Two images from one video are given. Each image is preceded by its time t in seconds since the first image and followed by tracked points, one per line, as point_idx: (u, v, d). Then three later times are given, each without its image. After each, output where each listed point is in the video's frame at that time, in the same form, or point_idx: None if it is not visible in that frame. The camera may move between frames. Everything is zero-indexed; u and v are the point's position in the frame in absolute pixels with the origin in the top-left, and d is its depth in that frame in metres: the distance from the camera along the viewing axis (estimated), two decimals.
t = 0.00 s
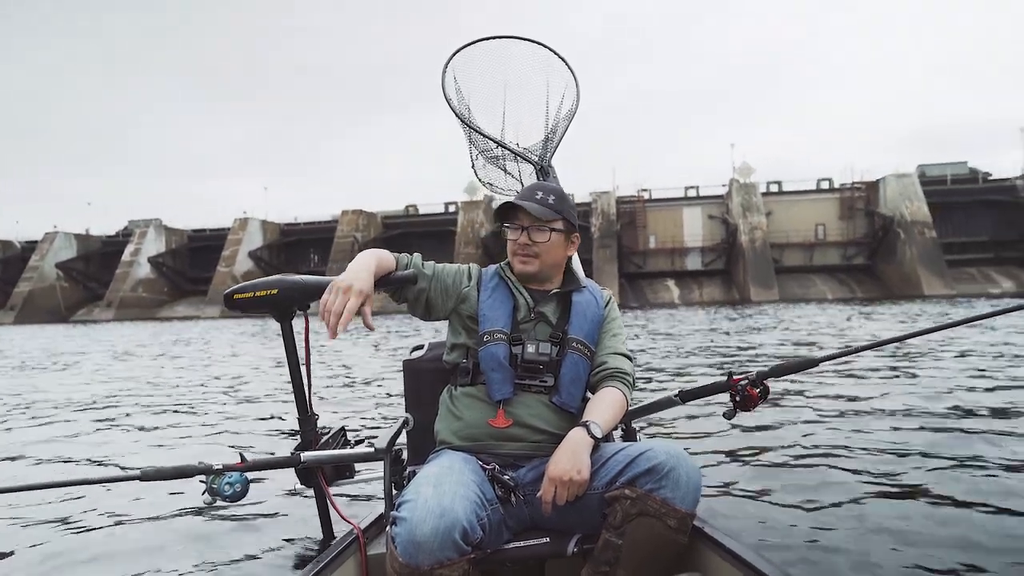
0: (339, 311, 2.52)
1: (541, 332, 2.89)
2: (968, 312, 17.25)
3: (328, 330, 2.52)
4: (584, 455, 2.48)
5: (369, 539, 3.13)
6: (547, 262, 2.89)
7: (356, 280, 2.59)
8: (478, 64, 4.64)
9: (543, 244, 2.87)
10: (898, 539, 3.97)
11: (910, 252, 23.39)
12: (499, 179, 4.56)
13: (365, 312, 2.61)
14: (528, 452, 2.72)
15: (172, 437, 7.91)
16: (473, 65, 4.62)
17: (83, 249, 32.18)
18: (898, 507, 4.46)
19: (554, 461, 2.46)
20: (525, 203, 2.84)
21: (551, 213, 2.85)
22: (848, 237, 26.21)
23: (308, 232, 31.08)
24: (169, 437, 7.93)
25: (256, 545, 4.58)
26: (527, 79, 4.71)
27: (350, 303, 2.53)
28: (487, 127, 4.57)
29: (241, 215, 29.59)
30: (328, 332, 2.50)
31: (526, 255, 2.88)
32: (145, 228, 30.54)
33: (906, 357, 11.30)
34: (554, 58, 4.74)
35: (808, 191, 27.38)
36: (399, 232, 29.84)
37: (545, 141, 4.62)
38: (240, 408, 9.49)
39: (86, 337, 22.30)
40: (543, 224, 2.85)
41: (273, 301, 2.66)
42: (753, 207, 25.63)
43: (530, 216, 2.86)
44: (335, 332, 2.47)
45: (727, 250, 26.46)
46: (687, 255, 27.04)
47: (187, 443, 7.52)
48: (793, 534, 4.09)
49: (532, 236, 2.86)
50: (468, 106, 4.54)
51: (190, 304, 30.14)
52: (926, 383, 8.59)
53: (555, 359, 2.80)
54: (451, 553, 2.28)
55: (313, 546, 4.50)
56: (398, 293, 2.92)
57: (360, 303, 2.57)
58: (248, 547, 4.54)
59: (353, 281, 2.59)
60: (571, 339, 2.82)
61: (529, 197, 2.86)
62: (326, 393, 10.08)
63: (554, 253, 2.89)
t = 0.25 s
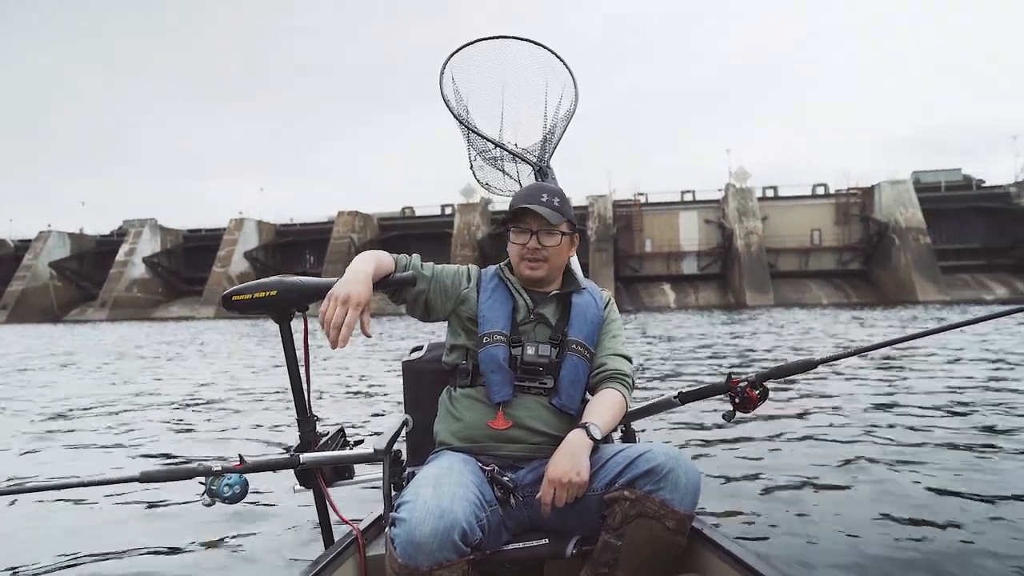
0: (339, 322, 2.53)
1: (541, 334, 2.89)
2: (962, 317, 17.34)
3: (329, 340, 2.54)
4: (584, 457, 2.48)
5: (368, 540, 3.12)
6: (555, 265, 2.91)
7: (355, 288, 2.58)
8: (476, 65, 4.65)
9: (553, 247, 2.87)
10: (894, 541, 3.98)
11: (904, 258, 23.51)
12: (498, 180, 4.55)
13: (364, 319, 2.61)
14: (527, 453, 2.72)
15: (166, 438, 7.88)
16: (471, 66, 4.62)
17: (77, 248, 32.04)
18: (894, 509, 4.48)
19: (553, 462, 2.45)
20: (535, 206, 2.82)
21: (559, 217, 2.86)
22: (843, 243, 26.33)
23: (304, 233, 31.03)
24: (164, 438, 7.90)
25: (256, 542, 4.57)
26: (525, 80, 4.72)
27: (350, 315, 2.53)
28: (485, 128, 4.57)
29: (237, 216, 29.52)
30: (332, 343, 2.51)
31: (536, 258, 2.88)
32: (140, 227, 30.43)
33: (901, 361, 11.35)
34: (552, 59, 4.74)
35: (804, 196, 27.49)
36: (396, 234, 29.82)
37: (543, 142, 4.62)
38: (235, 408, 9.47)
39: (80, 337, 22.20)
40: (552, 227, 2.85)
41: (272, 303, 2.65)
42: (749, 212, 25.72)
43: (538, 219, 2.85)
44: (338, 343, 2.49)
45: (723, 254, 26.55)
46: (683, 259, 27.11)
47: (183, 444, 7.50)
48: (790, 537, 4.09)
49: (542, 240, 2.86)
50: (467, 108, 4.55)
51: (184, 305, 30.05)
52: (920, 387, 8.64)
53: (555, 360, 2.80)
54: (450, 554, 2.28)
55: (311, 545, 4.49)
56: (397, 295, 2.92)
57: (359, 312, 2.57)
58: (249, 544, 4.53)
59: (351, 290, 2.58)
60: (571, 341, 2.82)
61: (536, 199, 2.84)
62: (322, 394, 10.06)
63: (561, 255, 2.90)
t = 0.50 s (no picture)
0: (340, 324, 2.52)
1: (541, 336, 2.89)
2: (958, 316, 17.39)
3: (330, 342, 2.52)
4: (583, 459, 2.47)
5: (367, 542, 3.12)
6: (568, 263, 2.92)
7: (356, 290, 2.58)
8: (477, 66, 4.62)
9: (564, 246, 2.89)
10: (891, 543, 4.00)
11: (900, 257, 23.58)
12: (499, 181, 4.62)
13: (364, 322, 2.60)
14: (527, 456, 2.72)
15: (163, 439, 7.86)
16: (472, 68, 4.60)
17: (72, 248, 31.93)
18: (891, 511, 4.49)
19: (552, 465, 2.45)
20: (545, 206, 2.86)
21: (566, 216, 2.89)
22: (839, 242, 26.41)
23: (300, 233, 30.97)
24: (160, 439, 7.87)
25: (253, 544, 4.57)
26: (526, 83, 4.70)
27: (350, 317, 2.52)
28: (486, 130, 4.59)
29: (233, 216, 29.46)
30: (332, 345, 2.49)
31: (551, 259, 2.87)
32: (135, 227, 30.34)
33: (897, 361, 11.40)
34: (553, 61, 4.71)
35: (800, 196, 27.54)
36: (392, 234, 29.79)
37: (544, 144, 4.65)
38: (232, 409, 9.44)
39: (75, 338, 22.12)
40: (562, 228, 2.89)
41: (271, 305, 2.64)
42: (745, 211, 25.76)
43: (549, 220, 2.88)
44: (340, 344, 2.47)
45: (719, 253, 26.61)
46: (679, 259, 27.15)
47: (180, 445, 7.48)
48: (790, 540, 4.10)
49: (556, 240, 2.86)
50: (467, 110, 4.55)
51: (180, 305, 29.97)
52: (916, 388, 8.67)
53: (555, 363, 2.80)
54: (449, 557, 2.28)
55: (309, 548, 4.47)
56: (396, 298, 2.91)
57: (359, 314, 2.56)
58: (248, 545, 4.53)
59: (351, 292, 2.57)
60: (570, 344, 2.81)
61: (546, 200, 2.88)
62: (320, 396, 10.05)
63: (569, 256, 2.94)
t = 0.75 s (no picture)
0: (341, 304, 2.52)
1: (541, 336, 2.89)
2: (955, 314, 17.42)
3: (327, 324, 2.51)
4: (583, 458, 2.48)
5: (367, 542, 3.12)
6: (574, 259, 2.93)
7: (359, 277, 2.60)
8: (477, 66, 4.61)
9: (570, 242, 2.91)
10: (888, 542, 4.02)
11: (898, 254, 23.58)
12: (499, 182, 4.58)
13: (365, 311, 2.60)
14: (527, 455, 2.72)
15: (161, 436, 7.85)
16: (472, 69, 4.59)
17: (69, 243, 31.84)
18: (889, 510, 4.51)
19: (552, 464, 2.46)
20: (552, 201, 2.89)
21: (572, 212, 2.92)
22: (837, 239, 26.42)
23: (299, 228, 30.92)
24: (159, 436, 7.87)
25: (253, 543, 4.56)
26: (526, 83, 4.70)
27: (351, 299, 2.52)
28: (486, 131, 4.57)
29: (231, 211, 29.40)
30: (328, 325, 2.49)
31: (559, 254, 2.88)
32: (133, 222, 30.26)
33: (895, 359, 11.42)
34: (554, 61, 4.71)
35: (799, 193, 27.54)
36: (390, 229, 29.75)
37: (544, 145, 4.62)
38: (232, 406, 9.43)
39: (73, 333, 22.08)
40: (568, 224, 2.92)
41: (271, 303, 2.64)
42: (744, 208, 25.74)
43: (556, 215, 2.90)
44: (334, 324, 2.46)
45: (717, 250, 26.62)
46: (678, 255, 27.16)
47: (179, 442, 7.48)
48: (789, 539, 4.11)
49: (563, 234, 2.88)
50: (467, 111, 4.54)
51: (178, 300, 29.92)
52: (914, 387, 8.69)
53: (555, 363, 2.80)
54: (449, 556, 2.28)
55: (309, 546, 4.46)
56: (397, 297, 2.91)
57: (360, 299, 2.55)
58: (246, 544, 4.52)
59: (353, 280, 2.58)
60: (570, 343, 2.81)
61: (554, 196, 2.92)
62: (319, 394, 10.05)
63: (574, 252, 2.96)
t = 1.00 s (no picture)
0: (338, 326, 2.52)
1: (539, 334, 2.90)
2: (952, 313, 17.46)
3: (328, 344, 2.52)
4: (582, 456, 2.48)
5: (368, 542, 3.12)
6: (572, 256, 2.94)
7: (353, 291, 2.57)
8: (474, 66, 4.63)
9: (569, 240, 2.92)
10: (886, 538, 4.03)
11: (895, 253, 23.62)
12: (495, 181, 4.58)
13: (363, 321, 2.60)
14: (526, 453, 2.73)
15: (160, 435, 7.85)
16: (468, 69, 4.60)
17: (66, 241, 31.77)
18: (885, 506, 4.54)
19: (552, 462, 2.47)
20: (550, 199, 2.88)
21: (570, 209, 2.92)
22: (835, 239, 26.48)
23: (296, 227, 30.87)
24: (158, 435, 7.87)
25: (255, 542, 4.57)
26: (523, 82, 4.71)
27: (348, 319, 2.52)
28: (482, 130, 4.56)
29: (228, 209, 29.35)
30: (329, 346, 2.49)
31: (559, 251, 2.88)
32: (130, 221, 30.19)
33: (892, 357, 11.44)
34: (549, 60, 4.71)
35: (796, 192, 27.59)
36: (388, 228, 29.72)
37: (540, 144, 4.64)
38: (230, 406, 9.42)
39: (70, 332, 22.03)
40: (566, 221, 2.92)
41: (269, 305, 2.64)
42: (741, 207, 25.78)
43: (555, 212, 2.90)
44: (337, 346, 2.47)
45: (715, 249, 26.64)
46: (675, 255, 27.19)
47: (178, 442, 7.47)
48: (787, 535, 4.12)
49: (560, 232, 2.89)
50: (463, 110, 4.53)
51: (175, 299, 29.87)
52: (912, 384, 8.71)
53: (553, 360, 2.80)
54: (449, 555, 2.28)
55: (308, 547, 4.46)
56: (395, 296, 2.91)
57: (358, 315, 2.56)
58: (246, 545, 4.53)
59: (349, 292, 2.57)
60: (568, 341, 2.81)
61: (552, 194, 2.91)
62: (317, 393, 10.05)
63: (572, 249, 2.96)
